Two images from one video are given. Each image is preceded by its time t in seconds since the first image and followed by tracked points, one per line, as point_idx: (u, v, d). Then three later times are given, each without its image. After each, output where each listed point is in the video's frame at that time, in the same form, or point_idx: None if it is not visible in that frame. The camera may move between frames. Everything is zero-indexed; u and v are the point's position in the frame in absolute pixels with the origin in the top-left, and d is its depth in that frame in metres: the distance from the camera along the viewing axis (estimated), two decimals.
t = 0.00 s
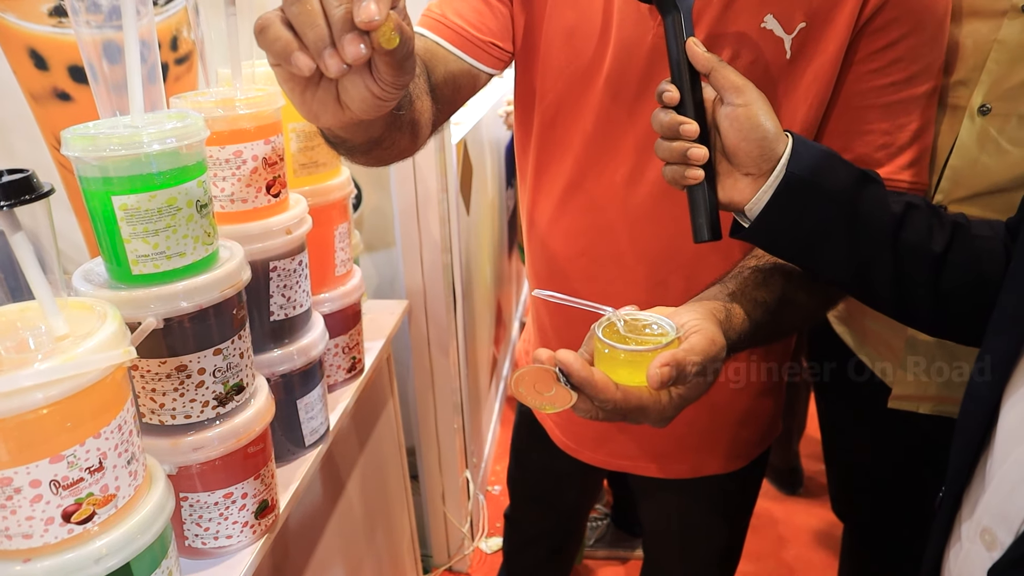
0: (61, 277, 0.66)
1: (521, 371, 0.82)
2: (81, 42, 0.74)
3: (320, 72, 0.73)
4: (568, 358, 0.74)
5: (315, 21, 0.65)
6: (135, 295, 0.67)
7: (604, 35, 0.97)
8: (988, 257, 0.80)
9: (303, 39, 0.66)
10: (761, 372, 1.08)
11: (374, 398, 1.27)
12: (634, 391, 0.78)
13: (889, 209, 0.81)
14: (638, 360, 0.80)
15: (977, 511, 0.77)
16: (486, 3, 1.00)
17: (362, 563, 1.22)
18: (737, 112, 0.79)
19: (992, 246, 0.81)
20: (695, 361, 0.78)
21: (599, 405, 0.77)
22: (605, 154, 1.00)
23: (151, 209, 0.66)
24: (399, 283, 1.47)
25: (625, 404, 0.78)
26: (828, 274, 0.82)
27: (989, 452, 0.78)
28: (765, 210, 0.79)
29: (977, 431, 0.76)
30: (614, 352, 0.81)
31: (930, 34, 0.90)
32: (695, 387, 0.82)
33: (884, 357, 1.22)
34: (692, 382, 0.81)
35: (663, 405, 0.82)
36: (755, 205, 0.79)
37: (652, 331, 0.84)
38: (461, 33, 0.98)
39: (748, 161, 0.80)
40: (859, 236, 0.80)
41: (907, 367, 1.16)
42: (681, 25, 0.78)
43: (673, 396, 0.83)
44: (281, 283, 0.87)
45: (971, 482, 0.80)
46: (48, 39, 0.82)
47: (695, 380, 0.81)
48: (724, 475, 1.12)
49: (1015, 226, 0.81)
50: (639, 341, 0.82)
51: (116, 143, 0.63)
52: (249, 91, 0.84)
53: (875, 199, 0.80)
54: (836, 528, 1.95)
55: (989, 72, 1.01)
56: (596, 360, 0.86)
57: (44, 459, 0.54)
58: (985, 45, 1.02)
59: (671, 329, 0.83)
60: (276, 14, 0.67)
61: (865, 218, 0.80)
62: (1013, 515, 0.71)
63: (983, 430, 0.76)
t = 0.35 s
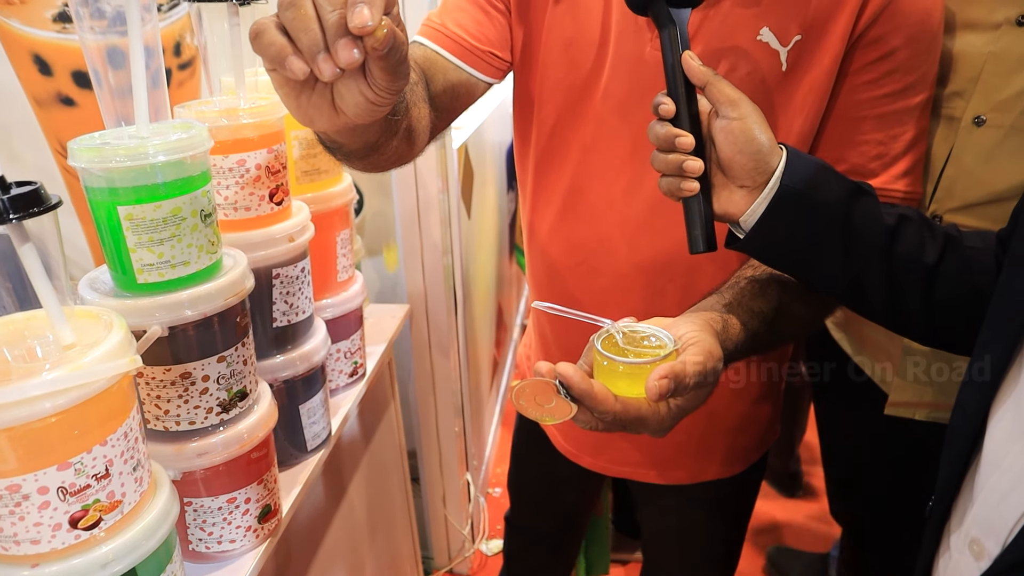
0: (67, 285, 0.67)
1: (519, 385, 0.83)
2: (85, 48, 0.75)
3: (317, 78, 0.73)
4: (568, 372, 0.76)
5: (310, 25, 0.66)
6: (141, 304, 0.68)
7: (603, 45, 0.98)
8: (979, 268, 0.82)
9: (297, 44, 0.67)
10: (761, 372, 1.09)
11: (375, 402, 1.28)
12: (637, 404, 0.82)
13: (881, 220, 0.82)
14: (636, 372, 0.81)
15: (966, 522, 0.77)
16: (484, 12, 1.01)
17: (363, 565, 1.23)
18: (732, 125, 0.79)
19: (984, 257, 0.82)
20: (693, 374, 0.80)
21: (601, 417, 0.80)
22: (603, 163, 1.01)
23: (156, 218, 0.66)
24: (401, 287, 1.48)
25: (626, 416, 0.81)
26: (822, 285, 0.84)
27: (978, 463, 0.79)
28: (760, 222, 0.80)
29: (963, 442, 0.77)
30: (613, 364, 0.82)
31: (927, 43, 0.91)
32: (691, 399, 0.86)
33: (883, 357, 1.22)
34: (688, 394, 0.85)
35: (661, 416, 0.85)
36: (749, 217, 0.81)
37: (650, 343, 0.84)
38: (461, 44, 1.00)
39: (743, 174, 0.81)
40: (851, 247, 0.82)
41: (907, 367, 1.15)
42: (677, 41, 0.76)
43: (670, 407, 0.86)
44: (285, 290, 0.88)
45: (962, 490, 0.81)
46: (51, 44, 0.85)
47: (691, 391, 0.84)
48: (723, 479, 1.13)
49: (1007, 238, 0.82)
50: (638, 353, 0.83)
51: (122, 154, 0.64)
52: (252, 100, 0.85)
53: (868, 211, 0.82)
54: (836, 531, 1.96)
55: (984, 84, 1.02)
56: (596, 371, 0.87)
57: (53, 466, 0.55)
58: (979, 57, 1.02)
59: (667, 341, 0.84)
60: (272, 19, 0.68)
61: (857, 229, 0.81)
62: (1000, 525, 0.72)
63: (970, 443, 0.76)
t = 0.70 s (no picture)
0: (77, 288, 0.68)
1: (523, 383, 0.83)
2: (94, 50, 0.76)
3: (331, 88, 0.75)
4: (569, 369, 0.75)
5: (319, 38, 0.67)
6: (149, 307, 0.69)
7: (604, 50, 0.99)
8: (977, 273, 0.83)
9: (309, 55, 0.68)
10: (761, 372, 1.10)
11: (379, 403, 1.29)
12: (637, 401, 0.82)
13: (881, 226, 0.83)
14: (638, 371, 0.81)
15: (965, 523, 0.78)
16: (487, 19, 1.02)
17: (367, 566, 1.24)
18: (734, 133, 0.79)
19: (982, 263, 0.83)
20: (694, 372, 0.80)
21: (602, 415, 0.80)
22: (604, 167, 1.02)
23: (165, 223, 0.67)
24: (404, 289, 1.49)
25: (627, 413, 0.81)
26: (822, 291, 0.85)
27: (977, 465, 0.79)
28: (761, 229, 0.81)
29: (963, 445, 0.78)
30: (614, 363, 0.82)
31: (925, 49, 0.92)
32: (690, 397, 0.88)
33: (884, 357, 1.22)
34: (688, 392, 0.87)
35: (661, 413, 0.86)
36: (751, 224, 0.81)
37: (651, 342, 0.84)
38: (464, 52, 1.01)
39: (745, 181, 0.81)
40: (851, 253, 0.83)
41: (907, 367, 1.16)
42: (680, 48, 0.76)
43: (670, 406, 0.87)
44: (290, 293, 0.89)
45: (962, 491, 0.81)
46: (58, 47, 0.88)
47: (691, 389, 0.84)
48: (723, 481, 1.13)
49: (1004, 244, 0.83)
50: (638, 351, 0.82)
51: (132, 160, 0.65)
52: (258, 105, 0.86)
53: (867, 218, 0.82)
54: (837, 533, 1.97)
55: (981, 91, 1.03)
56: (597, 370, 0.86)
57: (64, 467, 0.56)
58: (977, 65, 1.03)
59: (667, 341, 0.83)
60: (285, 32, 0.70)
61: (857, 235, 0.82)
62: (998, 526, 0.72)
63: (969, 446, 0.77)
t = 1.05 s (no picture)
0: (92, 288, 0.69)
1: (525, 382, 0.90)
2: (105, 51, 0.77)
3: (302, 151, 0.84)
4: (569, 364, 0.78)
5: (328, 163, 0.83)
6: (161, 307, 0.70)
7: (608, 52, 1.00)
8: (978, 275, 0.83)
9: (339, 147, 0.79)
10: (761, 372, 1.10)
11: (384, 402, 1.30)
12: (635, 394, 0.82)
13: (881, 229, 0.83)
14: (637, 365, 0.82)
15: (965, 519, 0.79)
16: (496, 21, 1.06)
17: (371, 564, 1.25)
18: (738, 138, 0.80)
19: (982, 265, 0.84)
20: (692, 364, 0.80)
21: (602, 410, 0.81)
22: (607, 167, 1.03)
23: (177, 224, 0.69)
24: (408, 289, 1.50)
25: (626, 407, 0.81)
26: (822, 291, 0.86)
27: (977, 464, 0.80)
28: (764, 233, 0.83)
29: (963, 443, 0.79)
30: (615, 359, 0.83)
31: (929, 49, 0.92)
32: (691, 389, 0.87)
33: (884, 357, 1.22)
34: (687, 386, 0.87)
35: (661, 407, 0.86)
36: (755, 228, 0.83)
37: (649, 338, 0.86)
38: (472, 54, 1.05)
39: (748, 185, 0.82)
40: (851, 256, 0.84)
41: (907, 367, 1.17)
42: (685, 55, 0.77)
43: (670, 400, 0.88)
44: (298, 293, 0.90)
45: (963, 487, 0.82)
46: (65, 48, 0.90)
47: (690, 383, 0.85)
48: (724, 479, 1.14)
49: (1005, 246, 0.84)
50: (637, 347, 0.85)
51: (144, 162, 0.66)
52: (267, 106, 0.87)
53: (866, 221, 0.83)
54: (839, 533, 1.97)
55: (981, 94, 1.04)
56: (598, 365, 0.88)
57: (79, 464, 0.57)
58: (979, 67, 1.04)
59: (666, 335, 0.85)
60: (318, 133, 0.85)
61: (858, 237, 0.83)
62: (995, 524, 0.73)
63: (968, 445, 0.78)
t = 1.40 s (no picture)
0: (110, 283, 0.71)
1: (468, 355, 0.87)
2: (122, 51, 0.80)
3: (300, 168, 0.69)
4: (500, 344, 0.82)
5: (477, 233, 0.80)
6: (176, 302, 0.71)
7: (599, 56, 1.02)
8: (976, 275, 0.85)
9: (500, 227, 0.80)
10: (761, 373, 1.11)
11: (390, 400, 1.32)
12: (562, 374, 0.84)
13: (880, 230, 0.85)
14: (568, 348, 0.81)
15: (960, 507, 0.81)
16: (500, 40, 1.08)
17: (378, 560, 1.27)
18: (739, 143, 0.80)
19: (980, 265, 0.85)
20: (612, 347, 0.79)
21: (536, 387, 0.84)
22: (598, 167, 1.05)
23: (192, 221, 0.70)
24: (413, 288, 1.52)
25: (558, 387, 0.85)
26: (822, 291, 0.88)
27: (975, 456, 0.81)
28: (766, 234, 0.84)
29: (961, 435, 0.80)
30: (547, 341, 0.82)
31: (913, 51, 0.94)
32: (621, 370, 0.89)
33: (884, 356, 1.23)
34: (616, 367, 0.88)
35: (589, 388, 0.90)
36: (757, 230, 0.84)
37: (575, 322, 0.85)
38: (479, 74, 1.09)
39: (751, 189, 0.83)
40: (853, 256, 0.85)
41: (907, 366, 1.19)
42: (685, 62, 0.77)
43: (598, 380, 0.92)
44: (307, 289, 0.91)
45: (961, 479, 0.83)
46: (74, 49, 0.92)
47: (615, 365, 0.85)
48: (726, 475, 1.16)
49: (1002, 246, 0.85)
50: (568, 329, 0.83)
51: (160, 160, 0.68)
52: (278, 106, 0.89)
53: (866, 221, 0.85)
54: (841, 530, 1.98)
55: (983, 93, 1.05)
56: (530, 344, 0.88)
57: (99, 454, 0.59)
58: (979, 67, 1.05)
59: (592, 319, 0.84)
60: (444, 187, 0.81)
61: (858, 237, 0.84)
62: (989, 512, 0.75)
63: (966, 437, 0.80)
